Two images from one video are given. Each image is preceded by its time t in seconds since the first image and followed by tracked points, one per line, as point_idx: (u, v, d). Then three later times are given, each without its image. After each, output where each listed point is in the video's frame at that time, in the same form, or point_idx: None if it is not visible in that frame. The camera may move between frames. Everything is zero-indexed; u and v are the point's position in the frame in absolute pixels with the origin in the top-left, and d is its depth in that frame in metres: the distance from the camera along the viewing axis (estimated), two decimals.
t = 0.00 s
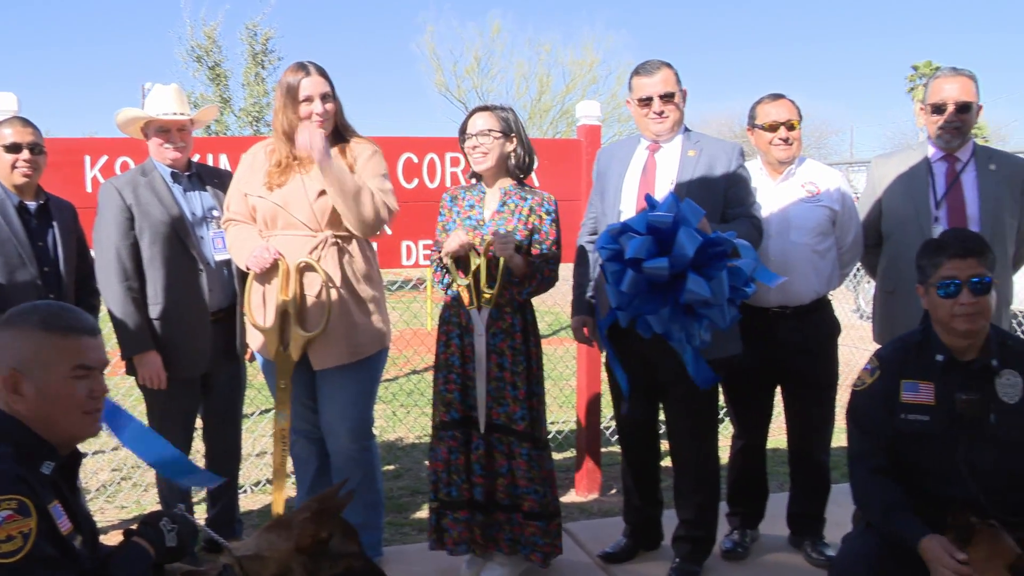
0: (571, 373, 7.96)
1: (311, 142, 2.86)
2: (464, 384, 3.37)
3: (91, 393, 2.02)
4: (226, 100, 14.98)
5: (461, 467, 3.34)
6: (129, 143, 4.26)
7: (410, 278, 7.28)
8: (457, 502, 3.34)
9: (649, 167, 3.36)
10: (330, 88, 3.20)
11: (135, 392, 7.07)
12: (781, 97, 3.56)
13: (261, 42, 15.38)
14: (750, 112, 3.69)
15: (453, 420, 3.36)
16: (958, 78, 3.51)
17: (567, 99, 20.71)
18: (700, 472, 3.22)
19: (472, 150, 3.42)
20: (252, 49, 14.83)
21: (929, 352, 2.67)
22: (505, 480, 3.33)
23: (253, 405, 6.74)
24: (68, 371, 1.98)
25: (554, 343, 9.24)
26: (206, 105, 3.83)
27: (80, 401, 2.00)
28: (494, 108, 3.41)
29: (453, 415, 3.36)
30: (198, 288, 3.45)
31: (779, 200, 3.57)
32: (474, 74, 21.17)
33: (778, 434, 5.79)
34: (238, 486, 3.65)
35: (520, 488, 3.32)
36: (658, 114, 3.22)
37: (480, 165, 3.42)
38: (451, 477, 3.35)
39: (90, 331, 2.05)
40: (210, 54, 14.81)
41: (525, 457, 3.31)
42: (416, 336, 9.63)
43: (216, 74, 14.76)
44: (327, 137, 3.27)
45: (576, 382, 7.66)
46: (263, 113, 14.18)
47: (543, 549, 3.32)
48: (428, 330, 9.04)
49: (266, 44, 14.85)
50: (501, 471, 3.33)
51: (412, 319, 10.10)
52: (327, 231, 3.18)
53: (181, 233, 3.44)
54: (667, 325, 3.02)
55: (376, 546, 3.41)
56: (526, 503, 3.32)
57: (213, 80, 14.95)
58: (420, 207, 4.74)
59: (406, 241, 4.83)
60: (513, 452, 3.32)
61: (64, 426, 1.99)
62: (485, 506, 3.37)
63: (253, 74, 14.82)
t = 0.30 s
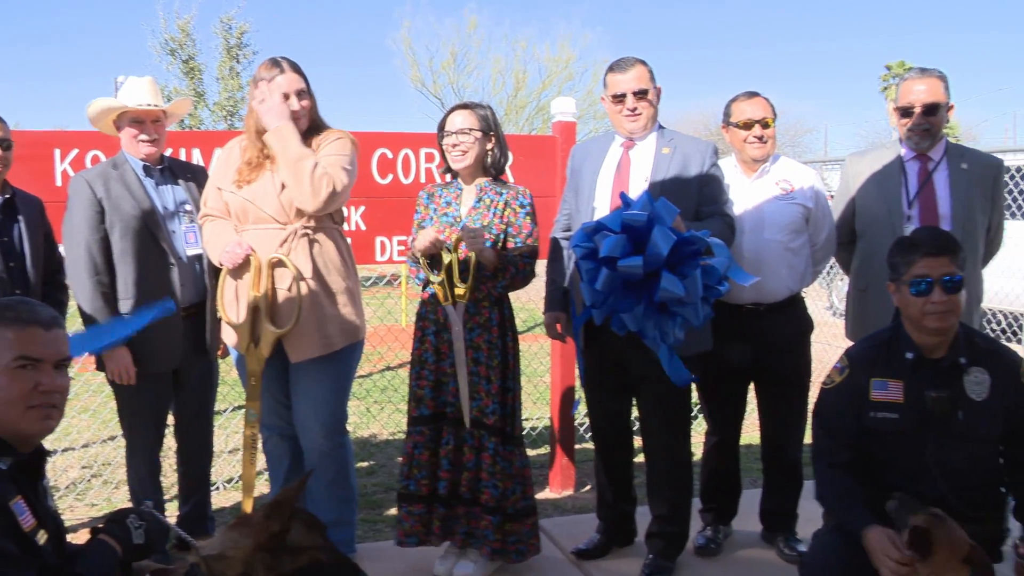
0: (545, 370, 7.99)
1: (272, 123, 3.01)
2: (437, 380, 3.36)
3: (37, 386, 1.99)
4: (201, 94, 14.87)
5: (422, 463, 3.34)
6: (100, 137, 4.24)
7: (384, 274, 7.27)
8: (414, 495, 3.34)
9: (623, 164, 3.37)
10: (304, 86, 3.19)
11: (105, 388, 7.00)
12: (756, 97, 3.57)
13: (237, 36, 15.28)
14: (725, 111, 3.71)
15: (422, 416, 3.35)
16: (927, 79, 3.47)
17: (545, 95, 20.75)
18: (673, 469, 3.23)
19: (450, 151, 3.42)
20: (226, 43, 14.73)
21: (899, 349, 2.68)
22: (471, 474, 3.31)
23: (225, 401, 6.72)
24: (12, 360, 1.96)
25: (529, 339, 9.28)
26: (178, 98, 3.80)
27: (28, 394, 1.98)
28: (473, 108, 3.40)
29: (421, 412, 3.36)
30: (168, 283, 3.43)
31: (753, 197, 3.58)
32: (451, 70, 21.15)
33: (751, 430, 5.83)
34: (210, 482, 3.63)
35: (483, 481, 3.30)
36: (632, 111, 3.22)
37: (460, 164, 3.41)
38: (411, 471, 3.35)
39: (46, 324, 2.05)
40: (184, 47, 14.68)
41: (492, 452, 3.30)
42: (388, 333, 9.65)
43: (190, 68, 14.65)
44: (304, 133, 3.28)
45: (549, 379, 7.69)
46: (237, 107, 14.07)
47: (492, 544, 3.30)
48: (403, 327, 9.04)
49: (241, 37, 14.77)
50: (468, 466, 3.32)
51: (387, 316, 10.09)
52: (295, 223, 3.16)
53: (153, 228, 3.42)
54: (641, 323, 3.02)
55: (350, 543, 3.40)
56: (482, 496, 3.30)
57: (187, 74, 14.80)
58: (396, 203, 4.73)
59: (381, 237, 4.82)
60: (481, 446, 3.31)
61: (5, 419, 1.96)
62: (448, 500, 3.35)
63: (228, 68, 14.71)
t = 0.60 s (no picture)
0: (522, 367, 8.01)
1: (247, 151, 2.99)
2: (414, 380, 3.34)
3: (22, 395, 1.97)
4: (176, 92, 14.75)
5: (395, 462, 3.33)
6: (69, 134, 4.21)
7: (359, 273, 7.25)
8: (387, 496, 3.34)
9: (599, 162, 3.38)
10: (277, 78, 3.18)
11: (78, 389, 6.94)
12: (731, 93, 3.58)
13: (212, 34, 15.17)
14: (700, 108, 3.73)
15: (400, 415, 3.34)
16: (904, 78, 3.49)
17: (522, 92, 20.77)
18: (649, 466, 3.24)
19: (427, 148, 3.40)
20: (201, 40, 14.62)
21: (866, 347, 2.70)
22: (449, 473, 3.29)
23: (201, 401, 6.68)
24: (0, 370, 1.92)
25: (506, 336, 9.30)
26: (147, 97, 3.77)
27: (9, 402, 1.95)
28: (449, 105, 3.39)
29: (398, 411, 3.35)
30: (140, 281, 3.40)
31: (729, 194, 3.59)
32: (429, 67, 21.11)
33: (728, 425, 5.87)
34: (184, 482, 3.60)
35: (460, 479, 3.29)
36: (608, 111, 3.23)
37: (437, 161, 3.40)
38: (384, 471, 3.35)
39: (28, 331, 2.00)
40: (159, 45, 14.56)
41: (471, 448, 3.29)
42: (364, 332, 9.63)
43: (165, 65, 14.53)
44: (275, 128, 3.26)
45: (527, 377, 7.70)
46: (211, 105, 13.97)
47: (459, 543, 3.29)
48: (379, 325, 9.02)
49: (216, 34, 14.69)
50: (447, 464, 3.30)
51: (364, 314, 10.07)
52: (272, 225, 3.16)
53: (124, 225, 3.38)
54: (616, 331, 3.03)
55: (327, 543, 3.39)
56: (457, 493, 3.29)
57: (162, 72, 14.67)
58: (371, 200, 4.71)
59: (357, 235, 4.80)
60: (460, 443, 3.30)
61: None
62: (427, 501, 3.33)
63: (203, 66, 14.60)
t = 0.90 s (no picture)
0: (515, 364, 8.03)
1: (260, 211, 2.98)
2: (412, 380, 3.32)
3: (31, 407, 1.93)
4: (165, 93, 14.71)
5: (400, 464, 3.31)
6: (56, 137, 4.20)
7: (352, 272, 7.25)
8: (393, 497, 3.33)
9: (591, 158, 3.38)
10: (266, 81, 3.15)
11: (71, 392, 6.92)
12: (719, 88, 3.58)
13: (201, 35, 15.14)
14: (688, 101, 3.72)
15: (400, 416, 3.32)
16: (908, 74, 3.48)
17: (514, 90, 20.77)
18: (643, 461, 3.24)
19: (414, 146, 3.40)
20: (189, 41, 14.59)
21: (843, 343, 2.75)
22: (458, 471, 3.31)
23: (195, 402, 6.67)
24: (13, 385, 1.88)
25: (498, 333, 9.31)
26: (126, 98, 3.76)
27: (18, 414, 1.89)
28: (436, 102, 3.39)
29: (398, 411, 3.32)
30: (131, 282, 3.39)
31: (718, 188, 3.60)
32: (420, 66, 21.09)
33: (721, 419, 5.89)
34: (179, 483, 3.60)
35: (471, 477, 3.32)
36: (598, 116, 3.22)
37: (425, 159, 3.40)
38: (390, 473, 3.33)
39: (38, 343, 1.95)
40: (147, 46, 14.51)
41: (477, 445, 3.31)
42: (357, 331, 9.63)
43: (154, 67, 14.49)
44: (265, 127, 3.24)
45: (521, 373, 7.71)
46: (202, 106, 13.96)
47: (482, 539, 3.34)
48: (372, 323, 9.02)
49: (205, 35, 14.67)
50: (454, 463, 3.31)
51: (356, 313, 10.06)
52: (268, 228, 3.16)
53: (112, 227, 3.38)
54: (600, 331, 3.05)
55: (330, 534, 3.42)
56: (472, 491, 3.32)
57: (152, 73, 14.63)
58: (362, 199, 4.70)
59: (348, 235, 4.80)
60: (466, 441, 3.31)
61: None
62: (441, 503, 3.32)
63: (192, 67, 14.57)
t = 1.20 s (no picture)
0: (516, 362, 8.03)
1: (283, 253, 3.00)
2: (416, 378, 3.32)
3: (38, 413, 1.93)
4: (165, 91, 14.70)
5: (407, 463, 3.31)
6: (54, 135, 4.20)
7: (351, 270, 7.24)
8: (404, 497, 3.33)
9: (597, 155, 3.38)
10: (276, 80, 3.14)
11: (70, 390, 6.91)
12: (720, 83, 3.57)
13: (201, 33, 15.12)
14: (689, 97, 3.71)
15: (405, 415, 3.31)
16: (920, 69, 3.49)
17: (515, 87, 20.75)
18: (643, 457, 3.24)
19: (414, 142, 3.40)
20: (189, 38, 14.56)
21: (824, 352, 2.84)
22: (469, 468, 3.34)
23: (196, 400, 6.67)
24: (23, 391, 1.88)
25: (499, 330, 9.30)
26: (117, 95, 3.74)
27: (25, 419, 1.90)
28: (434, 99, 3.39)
29: (403, 410, 3.31)
30: (129, 283, 3.40)
31: (723, 186, 3.59)
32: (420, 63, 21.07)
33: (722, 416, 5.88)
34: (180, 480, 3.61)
35: (483, 473, 3.34)
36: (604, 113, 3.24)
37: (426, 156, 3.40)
38: (399, 472, 3.33)
39: (50, 350, 1.95)
40: (147, 44, 14.50)
41: (490, 440, 3.32)
42: (357, 329, 9.63)
43: (154, 65, 14.47)
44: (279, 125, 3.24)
45: (521, 372, 7.71)
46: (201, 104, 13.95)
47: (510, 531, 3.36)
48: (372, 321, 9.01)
49: (205, 33, 14.65)
50: (465, 460, 3.34)
51: (357, 311, 10.06)
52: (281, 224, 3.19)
53: (107, 228, 3.37)
54: (597, 313, 3.05)
55: (333, 530, 3.43)
56: (488, 486, 3.35)
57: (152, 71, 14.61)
58: (363, 196, 4.70)
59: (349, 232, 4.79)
60: (476, 438, 3.33)
61: None
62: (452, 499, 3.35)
63: (192, 65, 14.55)
